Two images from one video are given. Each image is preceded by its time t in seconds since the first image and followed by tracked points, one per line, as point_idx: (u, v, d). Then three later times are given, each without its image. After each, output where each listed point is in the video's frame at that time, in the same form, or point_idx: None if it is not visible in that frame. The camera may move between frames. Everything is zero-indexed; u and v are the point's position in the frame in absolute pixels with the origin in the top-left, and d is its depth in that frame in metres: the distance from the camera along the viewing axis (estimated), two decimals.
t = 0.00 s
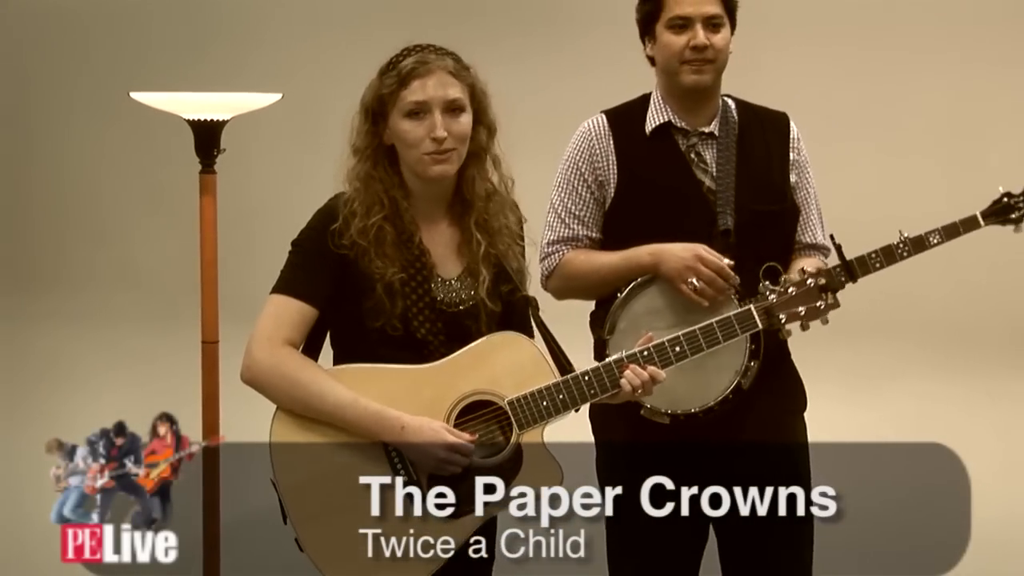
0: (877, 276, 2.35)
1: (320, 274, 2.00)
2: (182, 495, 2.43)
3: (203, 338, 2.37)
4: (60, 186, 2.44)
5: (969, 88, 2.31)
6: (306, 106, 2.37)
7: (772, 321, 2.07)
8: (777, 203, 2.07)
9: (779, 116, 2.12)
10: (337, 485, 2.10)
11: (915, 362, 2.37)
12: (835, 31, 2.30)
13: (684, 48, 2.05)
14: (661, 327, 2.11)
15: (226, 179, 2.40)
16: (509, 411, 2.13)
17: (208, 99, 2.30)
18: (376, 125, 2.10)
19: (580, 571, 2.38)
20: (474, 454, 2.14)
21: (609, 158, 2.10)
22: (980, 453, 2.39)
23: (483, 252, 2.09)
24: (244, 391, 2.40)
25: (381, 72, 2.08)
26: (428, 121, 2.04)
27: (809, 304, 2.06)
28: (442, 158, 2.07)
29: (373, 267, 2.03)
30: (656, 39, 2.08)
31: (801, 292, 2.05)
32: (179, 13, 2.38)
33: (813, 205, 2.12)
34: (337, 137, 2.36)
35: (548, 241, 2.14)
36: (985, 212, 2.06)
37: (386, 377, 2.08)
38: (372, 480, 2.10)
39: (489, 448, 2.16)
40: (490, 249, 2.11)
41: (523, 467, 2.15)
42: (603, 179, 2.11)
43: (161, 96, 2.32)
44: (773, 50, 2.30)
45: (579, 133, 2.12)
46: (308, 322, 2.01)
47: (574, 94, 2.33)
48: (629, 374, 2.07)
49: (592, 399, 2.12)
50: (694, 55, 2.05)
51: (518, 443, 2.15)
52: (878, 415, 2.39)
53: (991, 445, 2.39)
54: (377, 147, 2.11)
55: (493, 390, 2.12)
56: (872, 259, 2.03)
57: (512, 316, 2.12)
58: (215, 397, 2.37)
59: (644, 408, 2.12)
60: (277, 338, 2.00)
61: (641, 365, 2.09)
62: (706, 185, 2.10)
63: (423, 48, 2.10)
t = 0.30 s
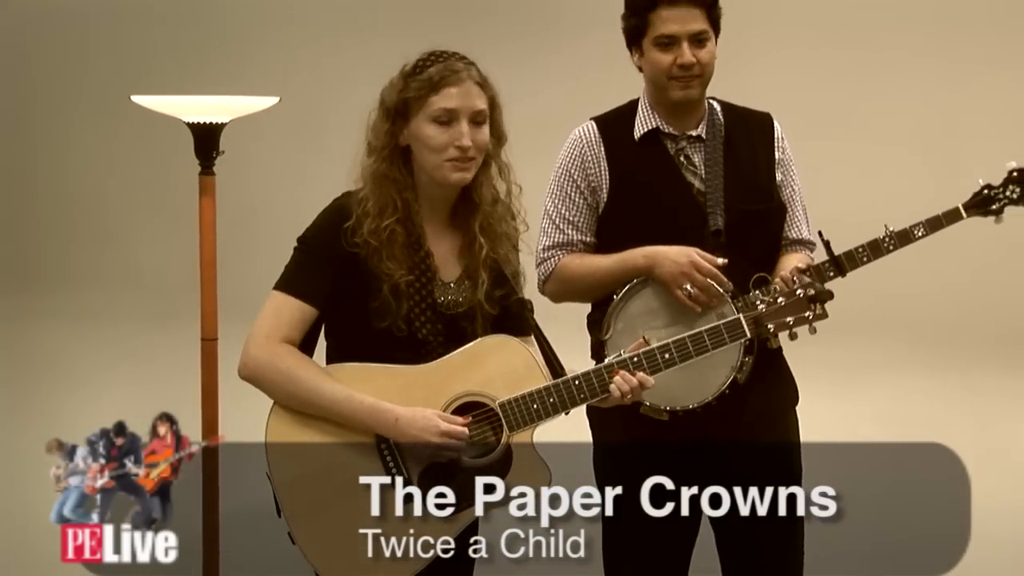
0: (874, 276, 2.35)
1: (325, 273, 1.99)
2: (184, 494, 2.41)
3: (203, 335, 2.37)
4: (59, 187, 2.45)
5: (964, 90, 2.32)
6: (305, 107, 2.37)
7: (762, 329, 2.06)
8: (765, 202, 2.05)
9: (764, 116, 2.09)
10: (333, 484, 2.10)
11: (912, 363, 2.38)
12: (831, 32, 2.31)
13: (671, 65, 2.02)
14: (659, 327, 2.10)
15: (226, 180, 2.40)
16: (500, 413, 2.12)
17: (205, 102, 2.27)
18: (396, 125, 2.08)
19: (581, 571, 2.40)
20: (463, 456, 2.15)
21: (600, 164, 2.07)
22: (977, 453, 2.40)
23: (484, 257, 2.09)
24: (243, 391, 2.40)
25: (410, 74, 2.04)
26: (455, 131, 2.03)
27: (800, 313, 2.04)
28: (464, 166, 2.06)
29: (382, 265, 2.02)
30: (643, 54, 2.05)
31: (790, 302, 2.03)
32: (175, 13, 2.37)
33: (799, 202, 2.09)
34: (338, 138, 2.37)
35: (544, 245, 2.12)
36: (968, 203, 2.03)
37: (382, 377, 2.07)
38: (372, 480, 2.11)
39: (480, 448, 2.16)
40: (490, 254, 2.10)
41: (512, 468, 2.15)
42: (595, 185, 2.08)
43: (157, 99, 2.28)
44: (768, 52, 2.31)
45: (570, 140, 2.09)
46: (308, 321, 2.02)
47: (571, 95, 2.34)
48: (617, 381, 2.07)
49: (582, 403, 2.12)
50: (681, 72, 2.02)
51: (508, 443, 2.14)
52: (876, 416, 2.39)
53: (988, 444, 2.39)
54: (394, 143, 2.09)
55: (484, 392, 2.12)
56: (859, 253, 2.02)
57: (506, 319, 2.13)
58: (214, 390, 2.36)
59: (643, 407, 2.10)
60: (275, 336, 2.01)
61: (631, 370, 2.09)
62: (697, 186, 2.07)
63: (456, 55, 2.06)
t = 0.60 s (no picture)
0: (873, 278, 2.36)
1: (320, 272, 2.00)
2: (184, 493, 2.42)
3: (199, 331, 2.35)
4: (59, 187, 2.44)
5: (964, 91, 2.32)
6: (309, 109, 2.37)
7: (744, 321, 2.05)
8: (786, 208, 2.06)
9: (788, 125, 2.10)
10: (333, 481, 2.10)
11: (913, 363, 2.39)
12: (833, 33, 2.31)
13: (696, 71, 2.03)
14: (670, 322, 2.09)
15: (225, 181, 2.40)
16: (500, 405, 2.13)
17: (204, 104, 2.29)
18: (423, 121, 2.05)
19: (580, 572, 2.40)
20: (470, 451, 2.14)
21: (625, 161, 2.09)
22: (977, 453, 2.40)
23: (474, 255, 2.09)
24: (243, 391, 2.41)
25: (443, 74, 2.04)
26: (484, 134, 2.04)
27: (779, 305, 2.02)
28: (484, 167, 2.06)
29: (376, 268, 2.04)
30: (670, 57, 2.06)
31: (770, 293, 2.02)
32: (178, 13, 2.37)
33: (820, 211, 2.09)
34: (340, 140, 2.38)
35: (564, 238, 2.13)
36: (983, 222, 2.04)
37: (376, 373, 2.08)
38: (372, 480, 2.11)
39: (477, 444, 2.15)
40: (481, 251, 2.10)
41: (510, 462, 2.15)
42: (619, 180, 2.10)
43: (154, 101, 2.30)
44: (770, 53, 2.31)
45: (599, 136, 2.12)
46: (308, 320, 2.02)
47: (572, 97, 2.35)
48: (612, 372, 2.06)
49: (576, 395, 2.12)
50: (706, 79, 2.03)
51: (507, 440, 2.15)
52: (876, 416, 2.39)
53: (989, 445, 2.40)
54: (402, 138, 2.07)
55: (484, 386, 2.13)
56: (871, 264, 2.00)
57: (499, 310, 2.14)
58: (210, 391, 2.36)
59: (649, 399, 2.10)
60: (279, 336, 2.01)
61: (624, 362, 2.09)
62: (718, 189, 2.09)
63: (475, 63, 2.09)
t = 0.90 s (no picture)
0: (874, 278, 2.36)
1: (319, 269, 2.06)
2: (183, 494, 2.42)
3: (191, 326, 2.38)
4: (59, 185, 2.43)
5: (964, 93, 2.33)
6: (311, 107, 2.37)
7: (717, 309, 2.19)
8: (805, 209, 2.18)
9: (813, 132, 2.22)
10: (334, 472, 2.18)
11: (913, 364, 2.40)
12: (840, 38, 2.34)
13: (735, 85, 2.12)
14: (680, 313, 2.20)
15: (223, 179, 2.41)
16: (491, 396, 2.22)
17: (193, 104, 2.32)
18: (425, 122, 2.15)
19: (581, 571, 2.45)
20: (469, 441, 2.22)
21: (654, 157, 2.20)
22: (976, 453, 2.43)
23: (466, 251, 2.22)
24: (244, 389, 2.42)
25: (447, 78, 2.16)
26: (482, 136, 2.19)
27: (748, 292, 2.17)
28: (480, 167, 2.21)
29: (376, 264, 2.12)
30: (712, 68, 2.15)
31: (739, 280, 2.17)
32: (186, 13, 2.38)
33: (839, 212, 2.21)
34: (342, 138, 2.36)
35: (589, 224, 2.26)
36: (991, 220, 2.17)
37: (371, 365, 2.16)
38: (372, 480, 2.20)
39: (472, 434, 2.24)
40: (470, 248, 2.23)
41: (501, 453, 2.24)
42: (646, 174, 2.21)
43: (142, 100, 2.33)
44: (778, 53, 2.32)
45: (630, 132, 2.23)
46: (305, 315, 2.08)
47: (578, 98, 2.36)
48: (599, 360, 2.19)
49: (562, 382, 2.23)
50: (744, 94, 2.12)
51: (500, 428, 2.24)
52: (876, 417, 2.41)
53: (988, 445, 2.43)
54: (403, 137, 2.16)
55: (477, 377, 2.22)
56: (878, 258, 2.14)
57: (480, 302, 2.24)
58: (201, 380, 2.40)
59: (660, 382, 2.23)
60: (281, 333, 2.06)
61: (607, 350, 2.22)
62: (741, 185, 2.20)
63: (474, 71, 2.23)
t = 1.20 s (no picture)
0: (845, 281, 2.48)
1: (293, 260, 2.10)
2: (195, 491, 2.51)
3: (170, 319, 2.48)
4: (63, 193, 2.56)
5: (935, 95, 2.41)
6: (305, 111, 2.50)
7: (682, 304, 2.24)
8: (792, 205, 2.29)
9: (799, 134, 2.33)
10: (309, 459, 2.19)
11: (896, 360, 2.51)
12: (825, 46, 2.42)
13: (737, 91, 2.19)
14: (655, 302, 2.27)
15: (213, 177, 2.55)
16: (461, 387, 2.24)
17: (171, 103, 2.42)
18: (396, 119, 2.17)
19: (580, 571, 2.50)
20: (436, 431, 2.23)
21: (645, 151, 2.28)
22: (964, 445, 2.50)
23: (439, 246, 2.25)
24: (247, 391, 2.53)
25: (420, 76, 2.18)
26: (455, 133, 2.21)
27: (713, 288, 2.22)
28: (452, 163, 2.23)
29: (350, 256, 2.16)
30: (712, 74, 2.21)
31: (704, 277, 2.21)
32: (186, 25, 2.48)
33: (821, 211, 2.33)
34: (331, 140, 2.49)
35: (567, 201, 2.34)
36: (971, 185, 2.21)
37: (343, 355, 2.19)
38: (372, 480, 2.22)
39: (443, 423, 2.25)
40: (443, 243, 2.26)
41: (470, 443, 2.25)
42: (633, 166, 2.29)
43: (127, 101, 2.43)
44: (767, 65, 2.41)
45: (627, 121, 2.30)
46: (280, 303, 2.12)
47: (571, 106, 2.48)
48: (567, 353, 2.22)
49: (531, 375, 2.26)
50: (746, 99, 2.19)
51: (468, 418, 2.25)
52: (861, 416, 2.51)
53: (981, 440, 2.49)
54: (374, 133, 2.19)
55: (447, 368, 2.24)
56: (867, 224, 2.19)
57: (454, 295, 2.28)
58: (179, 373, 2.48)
59: (656, 354, 2.26)
60: (257, 322, 2.11)
61: (574, 344, 2.25)
62: (731, 177, 2.29)
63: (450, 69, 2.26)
